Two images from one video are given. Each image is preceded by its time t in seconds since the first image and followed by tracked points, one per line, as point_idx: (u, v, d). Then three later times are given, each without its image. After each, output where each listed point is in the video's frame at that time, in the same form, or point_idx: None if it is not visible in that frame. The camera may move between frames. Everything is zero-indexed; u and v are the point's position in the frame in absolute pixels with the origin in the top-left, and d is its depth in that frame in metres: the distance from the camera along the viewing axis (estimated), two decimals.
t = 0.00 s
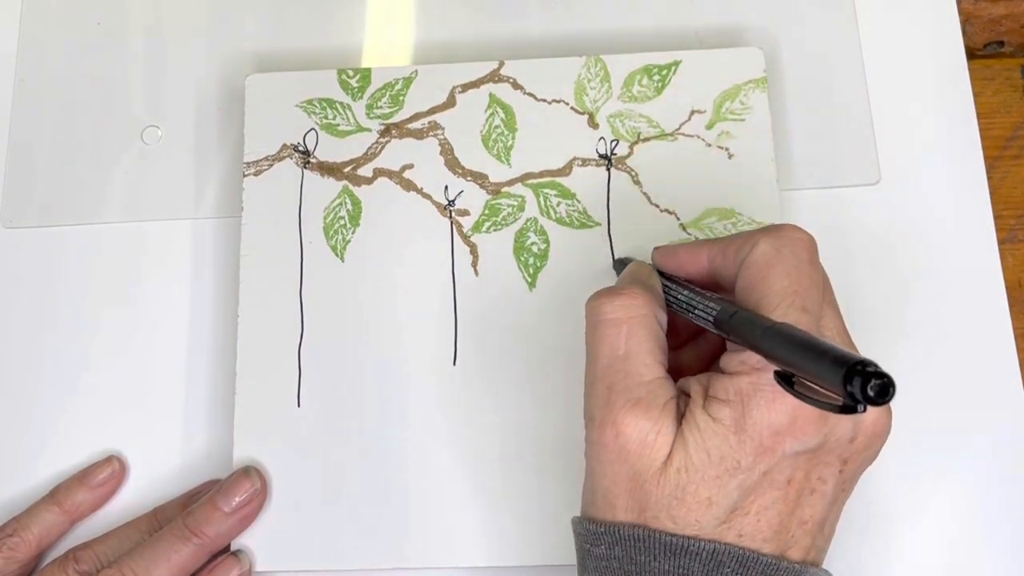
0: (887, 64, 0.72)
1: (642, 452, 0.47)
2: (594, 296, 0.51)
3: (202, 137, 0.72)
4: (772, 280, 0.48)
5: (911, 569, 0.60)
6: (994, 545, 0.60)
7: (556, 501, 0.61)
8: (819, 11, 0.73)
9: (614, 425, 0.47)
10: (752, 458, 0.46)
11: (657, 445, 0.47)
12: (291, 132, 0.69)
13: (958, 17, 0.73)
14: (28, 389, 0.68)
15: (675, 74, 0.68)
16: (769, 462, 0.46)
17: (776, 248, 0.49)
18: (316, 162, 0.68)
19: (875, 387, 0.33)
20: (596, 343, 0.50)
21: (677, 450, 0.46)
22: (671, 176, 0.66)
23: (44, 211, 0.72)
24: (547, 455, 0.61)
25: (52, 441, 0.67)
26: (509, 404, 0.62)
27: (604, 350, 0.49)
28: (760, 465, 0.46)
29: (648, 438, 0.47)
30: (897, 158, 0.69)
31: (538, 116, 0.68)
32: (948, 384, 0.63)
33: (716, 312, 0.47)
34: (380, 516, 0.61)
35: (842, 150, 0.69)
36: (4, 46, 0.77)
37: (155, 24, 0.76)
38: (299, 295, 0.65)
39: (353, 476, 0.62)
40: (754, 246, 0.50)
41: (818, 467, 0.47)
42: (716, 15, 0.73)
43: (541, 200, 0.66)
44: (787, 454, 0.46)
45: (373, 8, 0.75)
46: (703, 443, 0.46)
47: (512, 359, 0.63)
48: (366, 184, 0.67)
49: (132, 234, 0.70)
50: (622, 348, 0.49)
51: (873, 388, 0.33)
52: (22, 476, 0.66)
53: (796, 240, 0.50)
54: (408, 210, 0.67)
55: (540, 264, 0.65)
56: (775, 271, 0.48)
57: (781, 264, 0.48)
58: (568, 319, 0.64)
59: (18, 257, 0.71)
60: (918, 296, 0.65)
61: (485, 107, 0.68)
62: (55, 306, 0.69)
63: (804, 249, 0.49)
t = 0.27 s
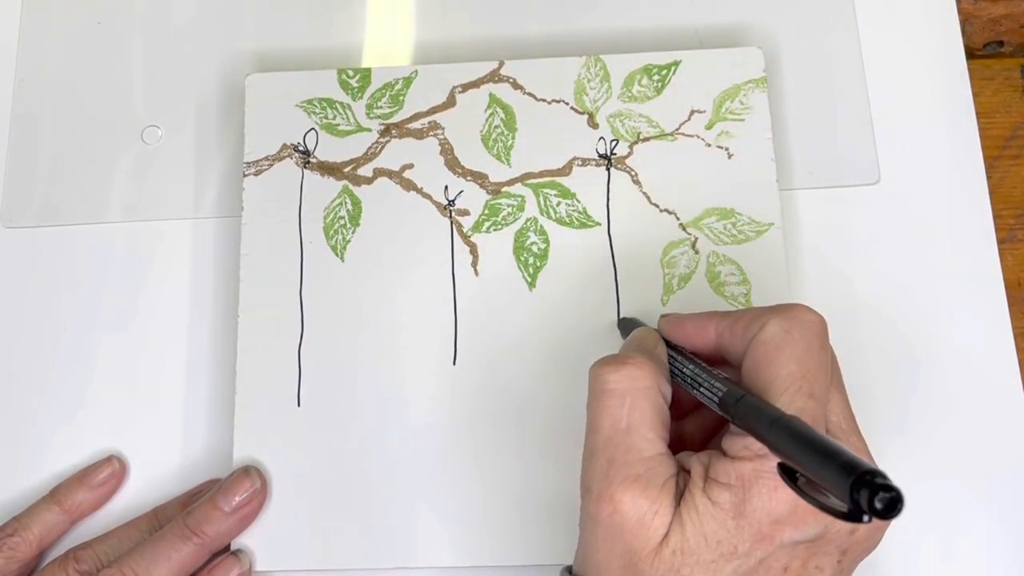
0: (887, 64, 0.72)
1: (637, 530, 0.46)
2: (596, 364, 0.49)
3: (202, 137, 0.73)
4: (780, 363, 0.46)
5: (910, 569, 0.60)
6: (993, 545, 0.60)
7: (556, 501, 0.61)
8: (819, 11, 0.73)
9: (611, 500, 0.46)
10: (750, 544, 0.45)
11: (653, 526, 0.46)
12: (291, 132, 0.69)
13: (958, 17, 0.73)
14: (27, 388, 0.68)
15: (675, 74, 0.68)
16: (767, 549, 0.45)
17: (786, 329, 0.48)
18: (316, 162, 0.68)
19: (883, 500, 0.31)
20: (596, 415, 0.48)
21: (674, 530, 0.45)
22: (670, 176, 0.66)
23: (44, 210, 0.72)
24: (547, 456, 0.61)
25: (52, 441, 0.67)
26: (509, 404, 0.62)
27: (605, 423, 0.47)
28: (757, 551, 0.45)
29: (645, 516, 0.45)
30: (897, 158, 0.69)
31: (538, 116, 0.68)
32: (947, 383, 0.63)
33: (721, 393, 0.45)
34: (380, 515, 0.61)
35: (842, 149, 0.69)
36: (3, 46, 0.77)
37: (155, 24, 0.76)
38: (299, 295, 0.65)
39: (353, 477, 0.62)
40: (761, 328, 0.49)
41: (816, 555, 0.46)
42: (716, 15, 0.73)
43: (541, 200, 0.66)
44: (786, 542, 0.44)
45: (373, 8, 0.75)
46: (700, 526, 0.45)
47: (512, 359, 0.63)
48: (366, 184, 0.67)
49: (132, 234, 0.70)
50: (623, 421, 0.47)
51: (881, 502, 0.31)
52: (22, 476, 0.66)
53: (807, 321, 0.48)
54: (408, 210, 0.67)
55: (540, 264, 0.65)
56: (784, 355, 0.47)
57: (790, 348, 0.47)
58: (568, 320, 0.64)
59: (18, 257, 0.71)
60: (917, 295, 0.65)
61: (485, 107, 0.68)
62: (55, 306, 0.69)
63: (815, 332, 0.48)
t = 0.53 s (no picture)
0: (887, 65, 0.72)
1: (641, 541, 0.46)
2: (601, 374, 0.48)
3: (202, 137, 0.73)
4: (791, 376, 0.47)
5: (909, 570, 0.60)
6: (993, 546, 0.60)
7: (556, 501, 0.61)
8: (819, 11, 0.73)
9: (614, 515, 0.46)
10: (755, 559, 0.46)
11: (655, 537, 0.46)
12: (291, 132, 0.69)
13: (958, 19, 0.73)
14: (27, 389, 0.68)
15: (675, 75, 0.68)
16: (771, 564, 0.46)
17: (796, 343, 0.48)
18: (316, 162, 0.68)
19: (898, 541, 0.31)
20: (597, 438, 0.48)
21: (677, 544, 0.46)
22: (670, 177, 0.66)
23: (44, 211, 0.72)
24: (547, 456, 0.61)
25: (52, 441, 0.67)
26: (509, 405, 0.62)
27: (608, 436, 0.47)
28: (763, 566, 0.46)
29: (646, 530, 0.46)
30: (897, 159, 0.69)
31: (538, 116, 0.68)
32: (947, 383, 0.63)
33: (730, 408, 0.45)
34: (380, 517, 0.61)
35: (842, 150, 0.69)
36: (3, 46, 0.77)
37: (155, 25, 0.76)
38: (299, 295, 0.65)
39: (354, 477, 0.62)
40: (771, 341, 0.48)
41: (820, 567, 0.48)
42: (715, 15, 0.73)
43: (541, 200, 0.66)
44: (790, 558, 0.45)
45: (374, 9, 0.75)
46: (704, 540, 0.46)
47: (512, 360, 0.63)
48: (366, 184, 0.67)
49: (132, 234, 0.70)
50: (627, 435, 0.47)
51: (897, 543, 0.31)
52: (21, 477, 0.66)
53: (818, 334, 0.48)
54: (408, 210, 0.67)
55: (540, 265, 0.65)
56: (796, 368, 0.47)
57: (799, 363, 0.47)
58: (568, 320, 0.64)
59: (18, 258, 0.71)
60: (917, 296, 0.65)
61: (485, 108, 0.68)
62: (55, 307, 0.70)
63: (826, 345, 0.48)
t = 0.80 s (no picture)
0: (887, 64, 0.72)
1: None
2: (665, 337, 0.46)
3: (202, 137, 0.73)
4: None
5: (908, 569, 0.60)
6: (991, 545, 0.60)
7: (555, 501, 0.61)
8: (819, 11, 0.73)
9: None
10: None
11: None
12: (291, 132, 0.69)
13: (956, 19, 0.73)
14: (27, 390, 0.68)
15: (675, 75, 0.68)
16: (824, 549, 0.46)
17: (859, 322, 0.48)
18: (316, 162, 0.68)
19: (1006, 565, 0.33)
20: None
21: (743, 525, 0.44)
22: (670, 177, 0.66)
23: (44, 211, 0.72)
24: (547, 456, 0.61)
25: (53, 441, 0.67)
26: (509, 404, 0.62)
27: None
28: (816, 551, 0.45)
29: None
30: (896, 159, 0.69)
31: (538, 116, 0.68)
32: (945, 383, 0.64)
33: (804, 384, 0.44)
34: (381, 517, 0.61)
35: (842, 150, 0.69)
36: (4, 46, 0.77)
37: (155, 25, 0.76)
38: (299, 295, 0.65)
39: (354, 477, 0.62)
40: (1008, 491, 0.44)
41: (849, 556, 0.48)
42: (715, 15, 0.73)
43: (541, 200, 0.66)
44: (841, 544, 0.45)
45: (374, 9, 0.75)
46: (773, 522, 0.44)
47: (512, 359, 0.63)
48: (366, 184, 0.67)
49: (133, 234, 0.70)
50: None
51: None
52: (21, 476, 0.66)
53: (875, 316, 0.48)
54: (408, 210, 0.67)
55: (539, 264, 0.65)
56: None
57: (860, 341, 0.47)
58: (568, 320, 0.64)
59: (18, 257, 0.71)
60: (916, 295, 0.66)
61: (485, 108, 0.68)
62: (55, 307, 0.70)
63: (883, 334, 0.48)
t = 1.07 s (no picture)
0: (887, 65, 0.72)
1: (878, 554, 0.40)
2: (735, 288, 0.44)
3: (202, 137, 0.73)
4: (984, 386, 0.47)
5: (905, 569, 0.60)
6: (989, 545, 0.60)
7: (555, 501, 0.61)
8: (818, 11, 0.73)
9: (860, 528, 0.40)
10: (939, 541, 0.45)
11: (915, 551, 0.41)
12: (291, 132, 0.69)
13: (956, 19, 0.73)
14: (27, 390, 0.68)
15: (675, 75, 0.68)
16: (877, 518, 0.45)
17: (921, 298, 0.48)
18: (316, 162, 0.68)
19: None
20: (866, 496, 0.40)
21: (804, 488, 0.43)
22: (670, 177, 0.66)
23: (44, 211, 0.72)
24: (547, 456, 0.61)
25: (53, 442, 0.67)
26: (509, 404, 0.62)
27: (875, 468, 0.39)
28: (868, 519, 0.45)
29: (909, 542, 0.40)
30: (896, 159, 0.69)
31: (538, 117, 0.68)
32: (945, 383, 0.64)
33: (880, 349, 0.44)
34: (380, 517, 0.61)
35: (842, 150, 0.69)
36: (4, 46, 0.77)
37: (155, 25, 0.76)
38: (299, 295, 0.65)
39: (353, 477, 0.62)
40: (936, 361, 0.47)
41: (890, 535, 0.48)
42: (715, 15, 0.73)
43: (541, 200, 0.66)
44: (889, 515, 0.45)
45: (374, 10, 0.75)
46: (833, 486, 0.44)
47: (512, 359, 0.63)
48: (366, 184, 0.67)
49: (133, 234, 0.71)
50: (897, 470, 0.39)
51: None
52: (20, 476, 0.66)
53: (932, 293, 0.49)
54: (407, 210, 0.67)
55: (539, 265, 0.65)
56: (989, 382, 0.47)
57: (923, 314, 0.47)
58: (568, 320, 0.64)
59: (18, 258, 0.71)
60: (916, 295, 0.65)
61: (485, 108, 0.68)
62: (55, 307, 0.70)
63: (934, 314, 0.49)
